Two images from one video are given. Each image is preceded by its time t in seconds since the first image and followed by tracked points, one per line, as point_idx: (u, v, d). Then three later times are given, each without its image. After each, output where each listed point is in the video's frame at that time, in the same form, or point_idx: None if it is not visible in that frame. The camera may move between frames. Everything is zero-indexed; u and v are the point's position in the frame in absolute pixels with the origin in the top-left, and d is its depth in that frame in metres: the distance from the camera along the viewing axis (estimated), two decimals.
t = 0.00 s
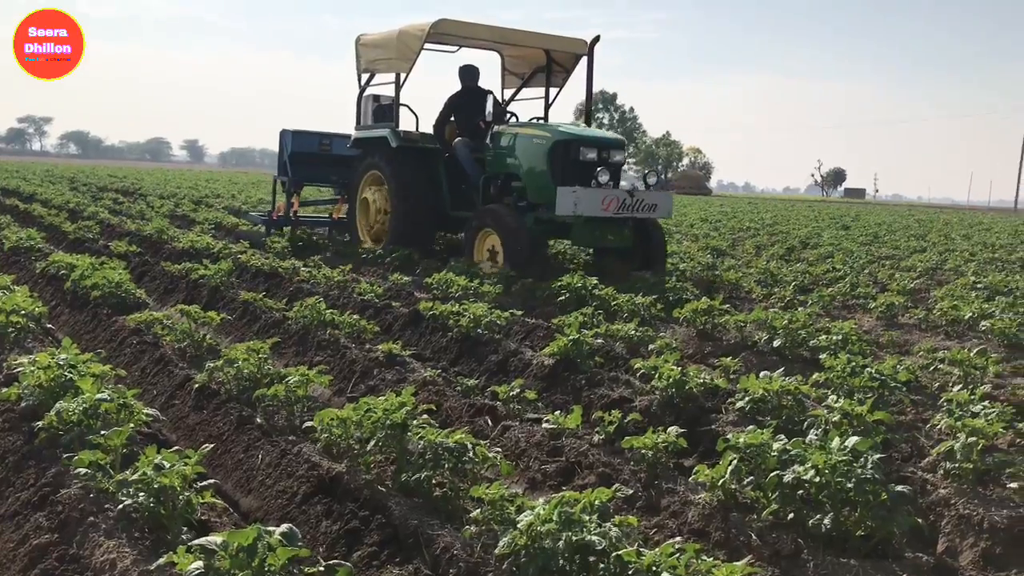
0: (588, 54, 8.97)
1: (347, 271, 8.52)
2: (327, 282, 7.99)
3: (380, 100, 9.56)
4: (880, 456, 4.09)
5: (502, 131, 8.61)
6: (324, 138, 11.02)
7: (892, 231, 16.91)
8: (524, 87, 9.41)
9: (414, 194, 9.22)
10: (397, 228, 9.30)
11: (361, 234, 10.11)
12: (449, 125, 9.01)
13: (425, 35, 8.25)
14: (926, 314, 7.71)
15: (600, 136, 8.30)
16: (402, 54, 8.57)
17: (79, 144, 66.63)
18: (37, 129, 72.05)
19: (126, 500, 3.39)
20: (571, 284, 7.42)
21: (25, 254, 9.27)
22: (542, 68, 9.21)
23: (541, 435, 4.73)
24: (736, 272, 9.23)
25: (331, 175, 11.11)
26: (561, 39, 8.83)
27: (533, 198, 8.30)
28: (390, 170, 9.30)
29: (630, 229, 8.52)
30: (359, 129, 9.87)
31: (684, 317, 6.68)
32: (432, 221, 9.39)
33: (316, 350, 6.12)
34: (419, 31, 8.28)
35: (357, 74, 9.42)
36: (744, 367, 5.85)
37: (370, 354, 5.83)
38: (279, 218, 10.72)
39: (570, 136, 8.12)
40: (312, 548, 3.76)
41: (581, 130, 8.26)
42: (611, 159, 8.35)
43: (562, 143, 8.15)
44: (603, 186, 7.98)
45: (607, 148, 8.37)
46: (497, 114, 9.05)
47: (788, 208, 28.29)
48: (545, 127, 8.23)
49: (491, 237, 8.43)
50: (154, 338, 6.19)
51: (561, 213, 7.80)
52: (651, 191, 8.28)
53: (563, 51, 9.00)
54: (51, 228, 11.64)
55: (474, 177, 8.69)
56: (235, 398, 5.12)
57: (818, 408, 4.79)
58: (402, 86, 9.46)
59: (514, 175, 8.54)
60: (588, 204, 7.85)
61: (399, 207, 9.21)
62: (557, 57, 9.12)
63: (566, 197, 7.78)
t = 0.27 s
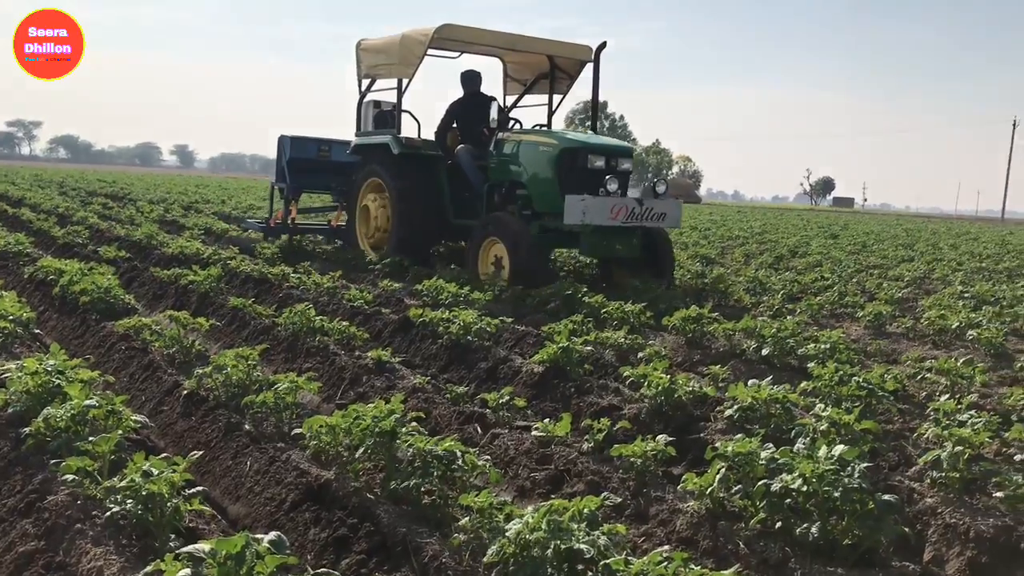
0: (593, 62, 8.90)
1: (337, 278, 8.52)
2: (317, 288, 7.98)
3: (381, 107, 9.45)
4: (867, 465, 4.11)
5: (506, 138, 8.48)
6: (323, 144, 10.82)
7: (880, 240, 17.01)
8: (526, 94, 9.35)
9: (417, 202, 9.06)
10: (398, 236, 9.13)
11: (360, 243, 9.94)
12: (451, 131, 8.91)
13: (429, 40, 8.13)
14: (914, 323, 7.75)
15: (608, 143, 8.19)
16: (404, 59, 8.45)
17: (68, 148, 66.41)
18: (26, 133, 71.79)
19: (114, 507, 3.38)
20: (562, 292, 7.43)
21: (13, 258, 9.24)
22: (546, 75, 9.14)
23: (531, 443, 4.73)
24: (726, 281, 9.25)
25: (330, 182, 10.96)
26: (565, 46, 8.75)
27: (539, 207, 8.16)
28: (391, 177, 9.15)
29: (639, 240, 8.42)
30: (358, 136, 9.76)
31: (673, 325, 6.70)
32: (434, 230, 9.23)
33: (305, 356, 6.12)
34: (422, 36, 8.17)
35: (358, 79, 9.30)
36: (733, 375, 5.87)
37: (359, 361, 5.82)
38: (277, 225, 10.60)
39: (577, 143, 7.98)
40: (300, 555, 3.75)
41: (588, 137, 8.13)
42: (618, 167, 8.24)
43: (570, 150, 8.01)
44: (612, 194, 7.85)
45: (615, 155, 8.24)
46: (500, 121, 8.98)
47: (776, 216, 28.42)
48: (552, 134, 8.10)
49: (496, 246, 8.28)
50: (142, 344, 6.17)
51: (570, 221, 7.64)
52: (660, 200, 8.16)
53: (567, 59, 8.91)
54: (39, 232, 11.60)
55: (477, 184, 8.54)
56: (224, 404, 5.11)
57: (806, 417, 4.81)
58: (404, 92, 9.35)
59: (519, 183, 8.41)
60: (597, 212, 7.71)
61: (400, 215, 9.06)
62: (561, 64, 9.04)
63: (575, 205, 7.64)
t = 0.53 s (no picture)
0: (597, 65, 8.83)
1: (325, 282, 8.50)
2: (305, 293, 7.97)
3: (380, 110, 9.36)
4: (853, 471, 4.12)
5: (511, 143, 8.39)
6: (320, 148, 10.92)
7: (867, 247, 17.09)
8: (528, 97, 9.30)
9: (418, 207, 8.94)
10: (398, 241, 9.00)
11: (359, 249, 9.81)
12: (452, 135, 8.85)
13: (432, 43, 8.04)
14: (901, 330, 7.78)
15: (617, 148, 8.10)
16: (404, 61, 8.35)
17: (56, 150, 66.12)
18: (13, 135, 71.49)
19: (98, 512, 3.36)
20: (550, 297, 7.43)
21: None
22: (549, 78, 9.08)
23: (518, 448, 4.72)
24: (715, 286, 9.26)
25: (326, 186, 10.97)
26: (570, 49, 8.68)
27: (545, 213, 8.09)
28: (392, 181, 9.03)
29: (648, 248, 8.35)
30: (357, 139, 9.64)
31: (661, 330, 6.70)
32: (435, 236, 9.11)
33: (292, 361, 6.09)
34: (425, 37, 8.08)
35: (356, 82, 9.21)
36: (721, 381, 5.87)
37: (347, 366, 5.80)
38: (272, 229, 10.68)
39: (584, 148, 7.90)
40: (286, 561, 3.73)
41: (595, 142, 8.04)
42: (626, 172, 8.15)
43: (577, 155, 7.92)
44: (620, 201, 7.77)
45: (623, 160, 8.14)
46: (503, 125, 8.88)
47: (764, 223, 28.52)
48: (558, 139, 8.01)
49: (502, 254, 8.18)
50: (129, 348, 6.14)
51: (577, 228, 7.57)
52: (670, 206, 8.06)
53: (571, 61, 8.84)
54: (25, 235, 11.54)
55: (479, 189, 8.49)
56: (210, 409, 5.09)
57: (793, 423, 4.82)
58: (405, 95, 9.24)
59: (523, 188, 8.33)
60: (605, 220, 7.63)
61: (400, 219, 8.93)
62: (564, 67, 8.98)
63: (582, 213, 7.57)
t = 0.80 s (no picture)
0: (601, 65, 8.75)
1: (313, 285, 8.48)
2: (293, 295, 7.95)
3: (380, 111, 9.29)
4: (841, 472, 4.12)
5: (516, 145, 8.25)
6: (317, 149, 10.39)
7: (855, 249, 17.14)
8: (530, 98, 9.23)
9: (419, 209, 8.84)
10: (398, 244, 8.89)
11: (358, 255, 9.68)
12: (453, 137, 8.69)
13: (433, 42, 7.96)
14: (889, 331, 7.80)
15: (626, 150, 7.99)
16: (405, 61, 8.29)
17: (43, 152, 65.79)
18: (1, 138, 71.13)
19: (83, 516, 3.34)
20: (539, 299, 7.43)
21: None
22: (552, 78, 9.00)
23: (506, 450, 4.71)
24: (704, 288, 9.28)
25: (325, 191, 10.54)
26: (574, 48, 8.61)
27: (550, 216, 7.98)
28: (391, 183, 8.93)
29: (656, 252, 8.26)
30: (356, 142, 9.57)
31: (650, 332, 6.71)
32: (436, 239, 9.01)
33: (280, 364, 6.07)
34: (426, 37, 8.01)
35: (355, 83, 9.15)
36: (710, 383, 5.87)
37: (335, 368, 5.78)
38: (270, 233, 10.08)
39: (592, 150, 7.78)
40: (273, 565, 3.71)
41: (602, 143, 7.92)
42: (635, 175, 8.04)
43: (584, 157, 7.81)
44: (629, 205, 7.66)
45: (632, 163, 8.04)
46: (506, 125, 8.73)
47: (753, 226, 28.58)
48: (564, 141, 7.89)
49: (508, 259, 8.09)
50: (115, 351, 6.10)
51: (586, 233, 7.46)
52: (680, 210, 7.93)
53: (575, 61, 8.74)
54: (12, 237, 11.47)
55: (483, 192, 8.39)
56: (198, 412, 5.07)
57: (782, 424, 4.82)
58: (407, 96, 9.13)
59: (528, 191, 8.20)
60: (615, 224, 7.52)
61: (401, 222, 8.83)
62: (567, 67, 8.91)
63: (591, 216, 7.46)
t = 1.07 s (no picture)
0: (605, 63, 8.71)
1: (303, 287, 8.47)
2: (283, 297, 7.94)
3: (380, 111, 9.22)
4: (829, 471, 4.13)
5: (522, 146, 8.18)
6: (316, 151, 10.14)
7: (843, 248, 17.20)
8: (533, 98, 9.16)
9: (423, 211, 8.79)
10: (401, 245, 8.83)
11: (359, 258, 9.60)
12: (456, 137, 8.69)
13: (436, 41, 7.90)
14: (877, 330, 7.83)
15: (635, 150, 7.93)
16: (407, 60, 8.21)
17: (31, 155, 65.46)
18: None
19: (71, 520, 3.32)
20: (530, 300, 7.43)
21: None
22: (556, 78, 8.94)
23: (496, 451, 4.71)
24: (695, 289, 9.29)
25: (323, 193, 10.29)
26: (578, 46, 8.57)
27: (559, 217, 7.90)
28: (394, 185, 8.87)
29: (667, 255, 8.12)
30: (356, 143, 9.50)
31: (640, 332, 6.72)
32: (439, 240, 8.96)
33: (269, 366, 6.06)
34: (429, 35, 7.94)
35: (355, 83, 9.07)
36: (699, 383, 5.89)
37: (324, 370, 5.78)
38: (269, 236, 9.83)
39: (601, 150, 7.72)
40: (262, 568, 3.71)
41: (610, 143, 7.87)
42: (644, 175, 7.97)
43: (593, 157, 7.74)
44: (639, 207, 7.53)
45: (641, 163, 7.97)
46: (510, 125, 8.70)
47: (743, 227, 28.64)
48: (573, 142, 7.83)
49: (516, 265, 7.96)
50: (104, 354, 6.08)
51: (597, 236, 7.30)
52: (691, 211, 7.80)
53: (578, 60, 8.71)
54: None
55: (486, 192, 8.29)
56: (187, 414, 5.06)
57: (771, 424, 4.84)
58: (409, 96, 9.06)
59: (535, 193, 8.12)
60: (625, 225, 7.37)
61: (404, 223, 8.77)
62: (570, 67, 8.86)
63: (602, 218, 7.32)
